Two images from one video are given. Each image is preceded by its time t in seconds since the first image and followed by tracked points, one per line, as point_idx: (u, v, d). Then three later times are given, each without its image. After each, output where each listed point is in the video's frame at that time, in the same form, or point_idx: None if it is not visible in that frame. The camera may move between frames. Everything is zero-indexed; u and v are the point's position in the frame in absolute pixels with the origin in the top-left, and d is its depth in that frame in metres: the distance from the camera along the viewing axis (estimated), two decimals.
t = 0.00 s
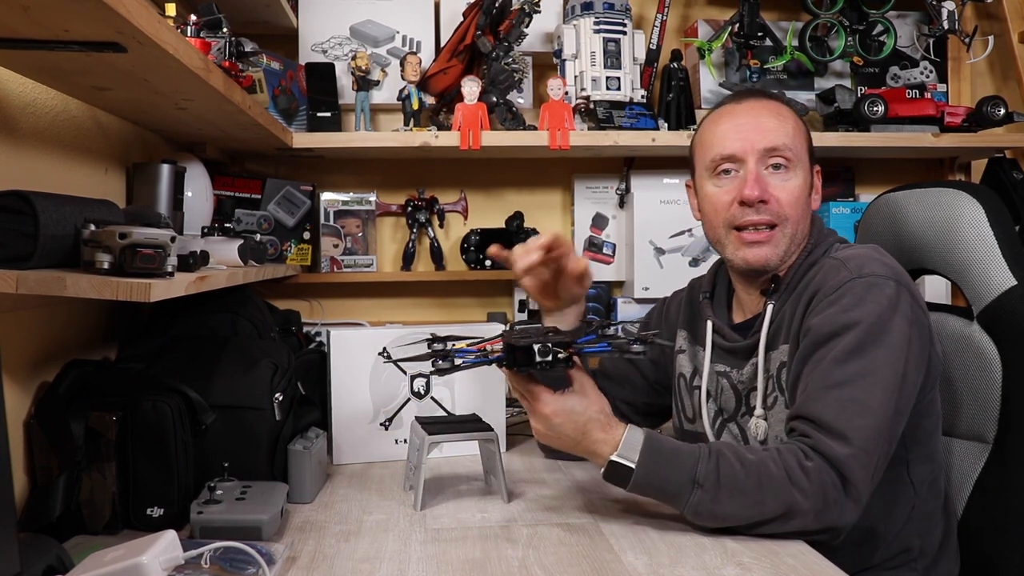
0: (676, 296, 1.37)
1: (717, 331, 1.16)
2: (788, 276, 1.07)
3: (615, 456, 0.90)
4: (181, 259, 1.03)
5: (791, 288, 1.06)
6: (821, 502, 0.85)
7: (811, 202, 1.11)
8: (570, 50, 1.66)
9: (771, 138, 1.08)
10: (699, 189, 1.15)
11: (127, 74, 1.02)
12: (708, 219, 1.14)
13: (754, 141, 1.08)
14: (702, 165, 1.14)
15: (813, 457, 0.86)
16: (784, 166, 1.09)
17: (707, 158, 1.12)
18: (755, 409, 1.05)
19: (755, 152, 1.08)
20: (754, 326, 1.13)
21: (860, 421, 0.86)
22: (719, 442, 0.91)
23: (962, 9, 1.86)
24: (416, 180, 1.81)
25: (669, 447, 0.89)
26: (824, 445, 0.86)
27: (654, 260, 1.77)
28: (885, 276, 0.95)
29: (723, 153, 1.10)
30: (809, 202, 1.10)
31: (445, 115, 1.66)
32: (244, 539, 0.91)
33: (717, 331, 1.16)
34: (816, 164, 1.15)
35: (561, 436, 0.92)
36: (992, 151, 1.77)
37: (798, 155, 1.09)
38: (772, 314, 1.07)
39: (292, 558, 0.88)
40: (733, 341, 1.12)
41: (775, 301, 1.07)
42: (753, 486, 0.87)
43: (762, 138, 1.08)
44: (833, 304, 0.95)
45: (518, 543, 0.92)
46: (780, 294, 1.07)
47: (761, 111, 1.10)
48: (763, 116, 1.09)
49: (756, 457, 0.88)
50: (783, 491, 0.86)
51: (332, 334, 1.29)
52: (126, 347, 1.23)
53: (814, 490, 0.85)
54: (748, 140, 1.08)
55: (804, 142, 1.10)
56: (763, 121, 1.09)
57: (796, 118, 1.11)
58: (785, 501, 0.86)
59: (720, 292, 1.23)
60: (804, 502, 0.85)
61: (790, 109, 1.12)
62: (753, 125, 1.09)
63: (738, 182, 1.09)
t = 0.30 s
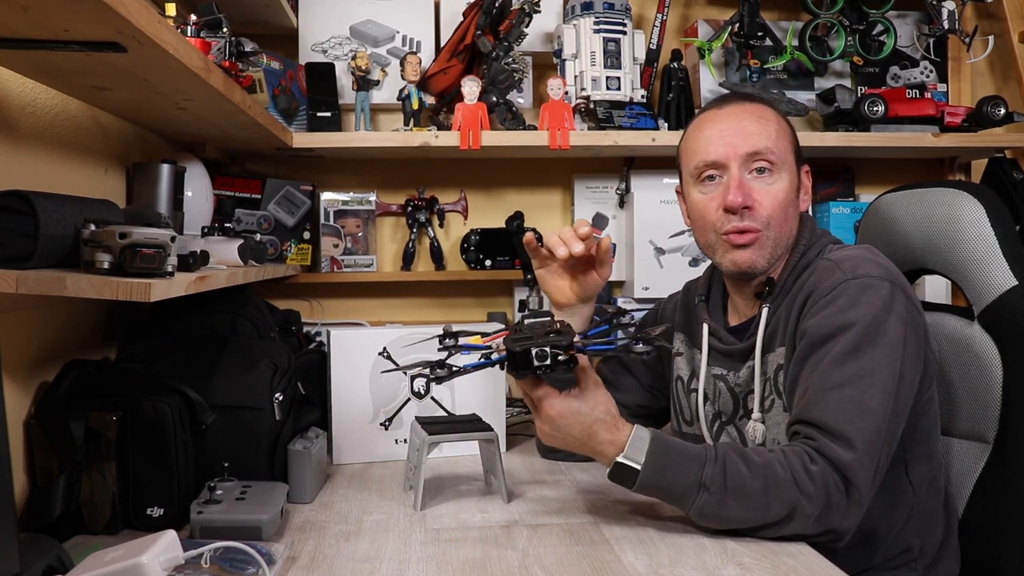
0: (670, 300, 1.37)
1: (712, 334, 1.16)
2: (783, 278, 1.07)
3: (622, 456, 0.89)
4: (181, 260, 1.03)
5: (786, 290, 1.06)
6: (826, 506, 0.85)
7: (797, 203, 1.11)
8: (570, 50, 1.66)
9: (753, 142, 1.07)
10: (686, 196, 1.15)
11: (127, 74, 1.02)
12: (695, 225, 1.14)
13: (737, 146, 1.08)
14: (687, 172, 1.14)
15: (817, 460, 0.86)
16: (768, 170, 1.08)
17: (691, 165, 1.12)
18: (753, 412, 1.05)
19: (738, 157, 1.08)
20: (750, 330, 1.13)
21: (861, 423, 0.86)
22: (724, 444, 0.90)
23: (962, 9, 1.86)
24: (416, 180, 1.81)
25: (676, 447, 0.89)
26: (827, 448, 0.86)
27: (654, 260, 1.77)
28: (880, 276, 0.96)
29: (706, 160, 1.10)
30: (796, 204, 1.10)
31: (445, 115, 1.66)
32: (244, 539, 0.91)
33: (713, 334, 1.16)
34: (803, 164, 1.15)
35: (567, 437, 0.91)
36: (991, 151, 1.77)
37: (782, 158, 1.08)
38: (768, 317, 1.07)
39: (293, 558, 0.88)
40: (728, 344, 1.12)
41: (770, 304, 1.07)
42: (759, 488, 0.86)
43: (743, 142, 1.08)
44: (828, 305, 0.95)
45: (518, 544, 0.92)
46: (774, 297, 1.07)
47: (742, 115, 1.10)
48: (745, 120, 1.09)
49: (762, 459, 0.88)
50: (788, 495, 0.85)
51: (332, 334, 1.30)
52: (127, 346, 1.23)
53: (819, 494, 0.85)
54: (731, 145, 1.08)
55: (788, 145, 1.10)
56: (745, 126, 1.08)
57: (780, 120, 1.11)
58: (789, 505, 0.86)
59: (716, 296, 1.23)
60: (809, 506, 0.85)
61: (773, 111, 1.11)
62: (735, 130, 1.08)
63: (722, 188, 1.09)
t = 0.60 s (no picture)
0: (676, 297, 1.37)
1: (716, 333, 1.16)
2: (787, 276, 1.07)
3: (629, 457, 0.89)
4: (181, 260, 1.03)
5: (790, 289, 1.06)
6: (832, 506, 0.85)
7: (802, 200, 1.11)
8: (571, 50, 1.66)
9: (760, 137, 1.07)
10: (693, 189, 1.15)
11: (127, 74, 1.02)
12: (700, 220, 1.14)
13: (744, 141, 1.08)
14: (694, 165, 1.14)
15: (824, 461, 0.86)
16: (774, 166, 1.08)
17: (698, 158, 1.13)
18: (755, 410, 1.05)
19: (744, 152, 1.08)
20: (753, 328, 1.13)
21: (868, 423, 0.86)
22: (731, 444, 0.90)
23: (962, 9, 1.86)
24: (416, 180, 1.81)
25: (682, 447, 0.89)
26: (833, 448, 0.86)
27: (654, 260, 1.77)
28: (885, 276, 0.96)
29: (712, 154, 1.10)
30: (800, 201, 1.10)
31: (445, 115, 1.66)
32: (244, 539, 0.91)
33: (715, 334, 1.16)
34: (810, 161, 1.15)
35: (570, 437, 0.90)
36: (991, 150, 1.77)
37: (789, 154, 1.08)
38: (771, 315, 1.07)
39: (292, 558, 0.88)
40: (731, 342, 1.12)
41: (772, 303, 1.07)
42: (765, 488, 0.86)
43: (750, 137, 1.08)
44: (834, 305, 0.95)
45: (518, 544, 0.92)
46: (778, 294, 1.07)
47: (750, 109, 1.09)
48: (753, 114, 1.09)
49: (769, 459, 0.87)
50: (794, 496, 0.85)
51: (332, 334, 1.30)
52: (127, 347, 1.23)
53: (825, 494, 0.85)
54: (737, 140, 1.08)
55: (795, 141, 1.09)
56: (753, 120, 1.08)
57: (788, 115, 1.11)
58: (794, 505, 0.86)
59: (719, 294, 1.23)
60: (815, 506, 0.85)
61: (781, 106, 1.11)
62: (742, 125, 1.09)
63: (727, 183, 1.09)
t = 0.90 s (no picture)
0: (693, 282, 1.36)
1: (728, 326, 1.16)
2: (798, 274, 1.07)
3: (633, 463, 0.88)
4: (181, 259, 1.03)
5: (801, 287, 1.06)
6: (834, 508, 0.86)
7: (803, 200, 1.10)
8: (571, 50, 1.66)
9: (752, 141, 1.07)
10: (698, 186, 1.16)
11: (127, 74, 1.02)
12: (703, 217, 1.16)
13: (735, 145, 1.08)
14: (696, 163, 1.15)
15: (830, 463, 0.86)
16: (768, 168, 1.08)
17: (697, 158, 1.14)
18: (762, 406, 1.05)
19: (737, 155, 1.08)
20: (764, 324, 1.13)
21: (875, 425, 0.86)
22: (734, 446, 0.90)
23: (962, 9, 1.86)
24: (417, 180, 1.81)
25: (684, 451, 0.88)
26: (840, 450, 0.86)
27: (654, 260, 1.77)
28: (899, 279, 0.96)
29: (707, 157, 1.11)
30: (798, 202, 1.09)
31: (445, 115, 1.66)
32: (244, 539, 0.91)
33: (728, 326, 1.16)
34: (818, 157, 1.13)
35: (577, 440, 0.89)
36: (991, 150, 1.77)
37: (783, 156, 1.07)
38: (782, 312, 1.07)
39: (292, 558, 0.88)
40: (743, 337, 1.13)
41: (783, 300, 1.07)
42: (769, 490, 0.86)
43: (741, 142, 1.07)
44: (846, 305, 0.95)
45: (518, 544, 0.91)
46: (790, 293, 1.07)
47: (746, 111, 1.09)
48: (746, 117, 1.08)
49: (772, 462, 0.87)
50: (798, 497, 0.86)
51: (331, 334, 1.30)
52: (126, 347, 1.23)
53: (829, 496, 0.85)
54: (729, 144, 1.08)
55: (792, 142, 1.08)
56: (745, 123, 1.08)
57: (787, 115, 1.09)
58: (796, 506, 0.86)
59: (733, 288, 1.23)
60: (818, 507, 0.85)
61: (781, 106, 1.10)
62: (735, 128, 1.08)
63: (720, 185, 1.10)
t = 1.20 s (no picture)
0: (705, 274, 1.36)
1: (734, 323, 1.17)
2: (807, 273, 1.08)
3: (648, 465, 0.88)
4: (181, 259, 1.03)
5: (809, 286, 1.07)
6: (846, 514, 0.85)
7: (805, 199, 1.10)
8: (571, 50, 1.66)
9: (755, 137, 1.07)
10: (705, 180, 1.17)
11: (127, 74, 1.02)
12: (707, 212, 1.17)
13: (738, 141, 1.08)
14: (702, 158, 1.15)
15: (842, 468, 0.86)
16: (771, 166, 1.08)
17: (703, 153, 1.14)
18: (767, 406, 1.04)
19: (739, 151, 1.08)
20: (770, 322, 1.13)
21: (887, 430, 0.86)
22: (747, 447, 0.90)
23: (962, 9, 1.86)
24: (417, 180, 1.81)
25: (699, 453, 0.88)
26: (851, 454, 0.86)
27: (654, 260, 1.77)
28: (908, 281, 0.96)
29: (711, 151, 1.12)
30: (800, 201, 1.09)
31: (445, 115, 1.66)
32: (244, 539, 0.91)
33: (735, 324, 1.16)
34: (824, 156, 1.12)
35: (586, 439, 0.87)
36: (991, 150, 1.77)
37: (786, 154, 1.07)
38: (788, 311, 1.08)
39: (292, 558, 0.88)
40: (749, 335, 1.13)
41: (790, 299, 1.08)
42: (780, 494, 0.86)
43: (743, 138, 1.08)
44: (856, 307, 0.95)
45: (518, 544, 0.91)
46: (798, 292, 1.07)
47: (751, 108, 1.09)
48: (751, 113, 1.09)
49: (785, 467, 0.87)
50: (810, 502, 0.85)
51: (331, 334, 1.29)
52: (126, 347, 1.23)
53: (842, 501, 0.85)
54: (732, 139, 1.09)
55: (797, 139, 1.08)
56: (750, 119, 1.08)
57: (794, 113, 1.09)
58: (806, 511, 0.86)
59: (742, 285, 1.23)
60: (830, 513, 0.85)
61: (788, 104, 1.10)
62: (739, 124, 1.09)
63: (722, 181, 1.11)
